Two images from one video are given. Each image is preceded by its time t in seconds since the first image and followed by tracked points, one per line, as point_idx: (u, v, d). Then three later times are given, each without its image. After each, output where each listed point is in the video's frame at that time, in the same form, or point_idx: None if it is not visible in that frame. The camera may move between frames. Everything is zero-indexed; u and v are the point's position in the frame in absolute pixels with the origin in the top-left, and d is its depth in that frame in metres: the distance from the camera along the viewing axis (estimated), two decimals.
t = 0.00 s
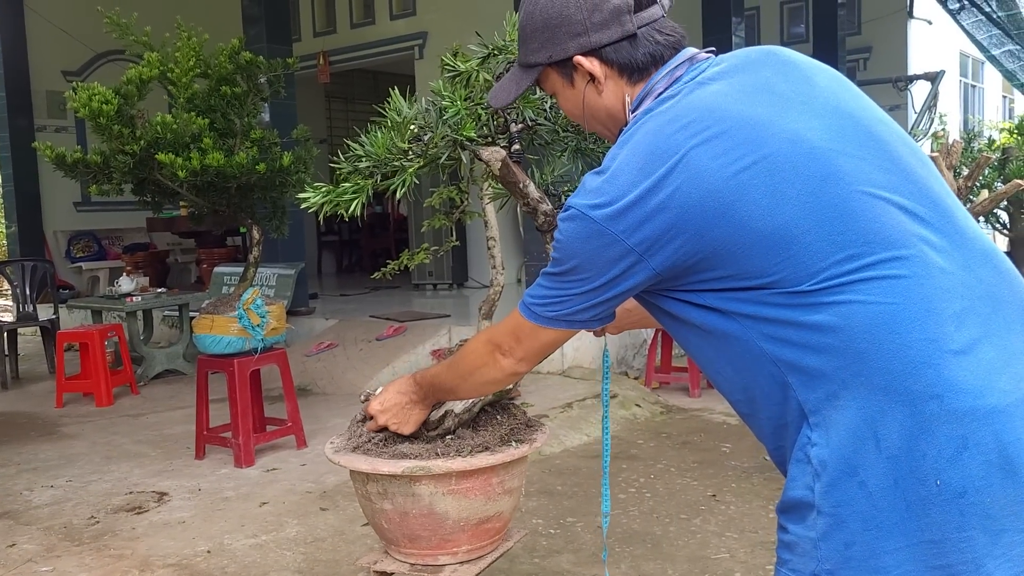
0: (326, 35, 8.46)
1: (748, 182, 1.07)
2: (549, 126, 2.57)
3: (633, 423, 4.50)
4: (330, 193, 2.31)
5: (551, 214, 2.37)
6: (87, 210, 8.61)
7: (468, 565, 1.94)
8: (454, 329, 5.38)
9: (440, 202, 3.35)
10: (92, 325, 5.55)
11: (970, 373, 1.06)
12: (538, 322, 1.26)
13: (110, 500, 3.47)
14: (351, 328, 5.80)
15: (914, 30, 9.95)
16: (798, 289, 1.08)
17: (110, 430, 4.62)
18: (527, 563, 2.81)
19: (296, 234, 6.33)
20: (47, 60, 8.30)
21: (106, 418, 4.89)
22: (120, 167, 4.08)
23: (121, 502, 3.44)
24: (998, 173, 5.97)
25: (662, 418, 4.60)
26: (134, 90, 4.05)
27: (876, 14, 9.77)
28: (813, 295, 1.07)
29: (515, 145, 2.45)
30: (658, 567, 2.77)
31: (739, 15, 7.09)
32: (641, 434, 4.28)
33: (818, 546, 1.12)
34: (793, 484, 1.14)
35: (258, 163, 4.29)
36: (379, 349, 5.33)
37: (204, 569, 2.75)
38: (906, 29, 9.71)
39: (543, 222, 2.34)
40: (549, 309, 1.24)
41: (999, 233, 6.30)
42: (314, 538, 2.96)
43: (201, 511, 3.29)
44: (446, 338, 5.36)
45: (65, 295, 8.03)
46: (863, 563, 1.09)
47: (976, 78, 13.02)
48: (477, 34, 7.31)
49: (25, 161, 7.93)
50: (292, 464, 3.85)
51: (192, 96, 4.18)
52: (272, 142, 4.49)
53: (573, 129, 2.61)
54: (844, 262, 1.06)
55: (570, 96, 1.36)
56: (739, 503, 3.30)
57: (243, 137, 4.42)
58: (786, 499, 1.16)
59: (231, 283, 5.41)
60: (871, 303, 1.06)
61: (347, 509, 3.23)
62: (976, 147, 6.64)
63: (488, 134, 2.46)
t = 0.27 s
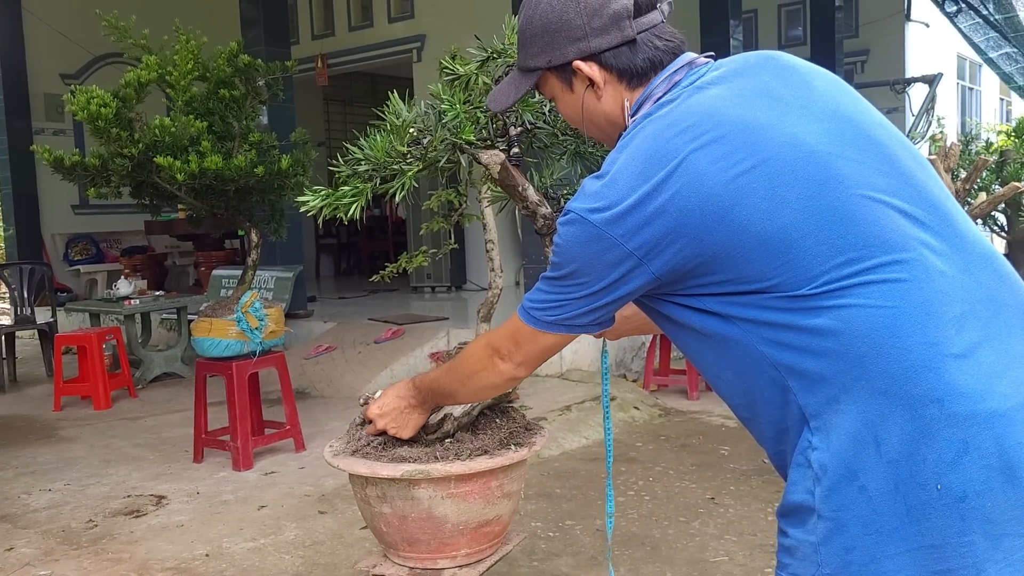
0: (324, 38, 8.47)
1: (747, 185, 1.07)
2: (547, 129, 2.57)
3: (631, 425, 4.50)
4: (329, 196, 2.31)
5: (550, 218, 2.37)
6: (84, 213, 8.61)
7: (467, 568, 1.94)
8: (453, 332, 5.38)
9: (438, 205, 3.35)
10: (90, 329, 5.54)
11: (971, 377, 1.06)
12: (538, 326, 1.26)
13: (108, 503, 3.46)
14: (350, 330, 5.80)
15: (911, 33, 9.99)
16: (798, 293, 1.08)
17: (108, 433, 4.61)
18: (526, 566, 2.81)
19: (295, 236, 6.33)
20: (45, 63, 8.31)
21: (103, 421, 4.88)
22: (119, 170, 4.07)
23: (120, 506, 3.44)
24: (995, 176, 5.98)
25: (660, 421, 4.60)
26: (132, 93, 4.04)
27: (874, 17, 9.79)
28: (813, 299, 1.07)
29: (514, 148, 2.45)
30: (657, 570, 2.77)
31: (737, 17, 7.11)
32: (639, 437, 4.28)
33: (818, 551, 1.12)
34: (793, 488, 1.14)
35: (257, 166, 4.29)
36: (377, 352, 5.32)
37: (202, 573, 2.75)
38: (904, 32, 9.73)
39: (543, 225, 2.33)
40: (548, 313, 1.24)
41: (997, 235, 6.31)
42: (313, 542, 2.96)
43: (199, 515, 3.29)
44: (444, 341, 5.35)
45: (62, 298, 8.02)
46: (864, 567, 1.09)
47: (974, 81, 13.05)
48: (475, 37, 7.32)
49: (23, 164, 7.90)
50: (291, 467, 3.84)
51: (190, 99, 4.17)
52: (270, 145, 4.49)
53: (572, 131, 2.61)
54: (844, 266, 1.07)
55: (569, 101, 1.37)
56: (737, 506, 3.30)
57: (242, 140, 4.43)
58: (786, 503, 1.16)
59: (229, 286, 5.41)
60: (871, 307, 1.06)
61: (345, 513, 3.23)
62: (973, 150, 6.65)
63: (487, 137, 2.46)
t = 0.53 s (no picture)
0: (322, 40, 8.48)
1: (744, 186, 1.07)
2: (545, 131, 2.57)
3: (629, 427, 4.50)
4: (327, 199, 2.31)
5: (548, 220, 2.37)
6: (82, 215, 8.60)
7: (465, 571, 1.93)
8: (451, 334, 5.38)
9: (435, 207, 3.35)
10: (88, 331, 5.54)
11: (969, 380, 1.06)
12: (535, 330, 1.26)
13: (106, 506, 3.46)
14: (348, 333, 5.80)
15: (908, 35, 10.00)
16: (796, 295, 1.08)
17: (105, 435, 4.61)
18: (524, 568, 2.81)
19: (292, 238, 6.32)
20: (42, 66, 8.30)
21: (101, 424, 4.87)
22: (116, 172, 4.07)
23: (117, 509, 3.43)
24: (992, 178, 5.99)
25: (658, 423, 4.60)
26: (130, 96, 4.04)
27: (871, 19, 9.81)
28: (810, 300, 1.08)
29: (512, 150, 2.45)
30: (654, 572, 2.76)
31: (734, 19, 7.12)
32: (637, 439, 4.28)
33: (816, 554, 1.12)
34: (791, 490, 1.14)
35: (255, 169, 4.28)
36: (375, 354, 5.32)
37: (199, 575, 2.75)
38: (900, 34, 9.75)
39: (541, 227, 2.33)
40: (546, 315, 1.24)
41: (994, 236, 6.32)
42: (311, 544, 2.95)
43: (197, 517, 3.29)
44: (443, 343, 5.35)
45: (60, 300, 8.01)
46: (862, 570, 1.09)
47: (971, 83, 13.06)
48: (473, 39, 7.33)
49: (21, 167, 7.91)
50: (289, 470, 3.84)
51: (188, 102, 4.17)
52: (268, 147, 4.49)
53: (569, 134, 2.61)
54: (842, 268, 1.07)
55: (566, 103, 1.37)
56: (735, 508, 3.30)
57: (239, 142, 4.42)
58: (785, 505, 1.16)
59: (227, 288, 5.41)
60: (868, 308, 1.06)
61: (343, 515, 3.22)
62: (970, 152, 6.66)
63: (485, 139, 2.47)
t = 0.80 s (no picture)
0: (320, 43, 8.48)
1: (742, 184, 1.08)
2: (542, 133, 2.57)
3: (627, 429, 4.51)
4: (324, 201, 2.31)
5: (546, 222, 2.37)
6: (79, 218, 8.60)
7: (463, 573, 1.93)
8: (449, 336, 5.38)
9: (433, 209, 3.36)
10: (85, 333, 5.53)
11: (963, 385, 1.06)
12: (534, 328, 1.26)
13: (102, 509, 3.45)
14: (346, 335, 5.80)
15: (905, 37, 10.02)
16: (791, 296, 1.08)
17: (102, 438, 4.60)
18: (522, 571, 2.81)
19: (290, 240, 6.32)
20: (40, 68, 8.30)
21: (99, 427, 4.87)
22: (114, 175, 4.06)
23: (114, 511, 3.43)
24: (990, 180, 5.99)
25: (656, 425, 4.61)
26: (127, 98, 4.03)
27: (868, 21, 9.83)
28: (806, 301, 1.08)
29: (509, 153, 2.46)
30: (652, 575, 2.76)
31: (732, 21, 7.13)
32: (635, 440, 4.29)
33: (806, 557, 1.13)
34: (784, 493, 1.15)
35: (252, 171, 4.28)
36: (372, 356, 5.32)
37: None
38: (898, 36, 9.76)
39: (538, 229, 2.33)
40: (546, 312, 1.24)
41: (990, 238, 6.34)
42: (308, 546, 2.95)
43: (194, 520, 3.28)
44: (441, 345, 5.35)
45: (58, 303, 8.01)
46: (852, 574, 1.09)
47: (968, 85, 13.08)
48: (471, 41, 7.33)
49: (18, 170, 7.91)
50: (286, 472, 3.84)
51: (185, 104, 4.18)
52: (266, 149, 4.48)
53: (566, 135, 2.62)
54: (838, 268, 1.07)
55: (564, 93, 1.37)
56: (733, 510, 3.30)
57: (237, 144, 4.41)
58: (775, 508, 1.17)
59: (225, 290, 5.40)
60: (863, 310, 1.06)
61: (341, 517, 3.22)
62: (968, 153, 6.67)
63: (482, 141, 2.48)
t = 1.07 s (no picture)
0: (318, 44, 8.48)
1: (787, 176, 1.04)
2: (539, 135, 2.57)
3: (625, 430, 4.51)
4: (320, 202, 2.31)
5: (542, 223, 2.39)
6: (77, 220, 8.60)
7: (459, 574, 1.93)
8: (447, 337, 5.40)
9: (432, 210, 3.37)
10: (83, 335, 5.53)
11: (995, 388, 1.05)
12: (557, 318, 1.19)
13: (100, 511, 3.45)
14: (344, 336, 5.80)
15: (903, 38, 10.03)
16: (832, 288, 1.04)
17: (100, 440, 4.60)
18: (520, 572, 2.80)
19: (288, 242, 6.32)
20: (39, 70, 8.30)
21: (96, 428, 4.86)
22: (112, 177, 4.05)
23: (112, 513, 3.42)
24: (987, 180, 6.00)
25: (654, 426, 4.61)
26: (125, 99, 4.03)
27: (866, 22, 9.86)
28: (847, 294, 1.04)
29: (505, 154, 2.48)
30: None
31: (730, 22, 7.13)
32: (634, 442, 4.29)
33: (831, 555, 1.09)
34: (804, 490, 1.11)
35: (250, 173, 4.29)
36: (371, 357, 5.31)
37: None
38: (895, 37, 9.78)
39: (535, 230, 2.35)
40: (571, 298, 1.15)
41: (988, 239, 6.36)
42: (306, 548, 2.95)
43: (192, 522, 3.28)
44: (439, 346, 5.39)
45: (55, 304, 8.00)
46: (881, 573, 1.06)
47: (965, 86, 13.10)
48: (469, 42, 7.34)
49: (16, 172, 7.91)
50: (284, 473, 3.84)
51: (183, 106, 4.17)
52: (263, 151, 4.48)
53: (563, 137, 2.60)
54: (882, 263, 1.04)
55: (584, 79, 1.30)
56: (731, 511, 3.30)
57: (234, 146, 4.40)
58: (796, 505, 1.12)
59: (223, 292, 5.41)
60: (904, 306, 1.03)
61: (339, 519, 3.22)
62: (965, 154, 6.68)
63: (479, 143, 2.50)
